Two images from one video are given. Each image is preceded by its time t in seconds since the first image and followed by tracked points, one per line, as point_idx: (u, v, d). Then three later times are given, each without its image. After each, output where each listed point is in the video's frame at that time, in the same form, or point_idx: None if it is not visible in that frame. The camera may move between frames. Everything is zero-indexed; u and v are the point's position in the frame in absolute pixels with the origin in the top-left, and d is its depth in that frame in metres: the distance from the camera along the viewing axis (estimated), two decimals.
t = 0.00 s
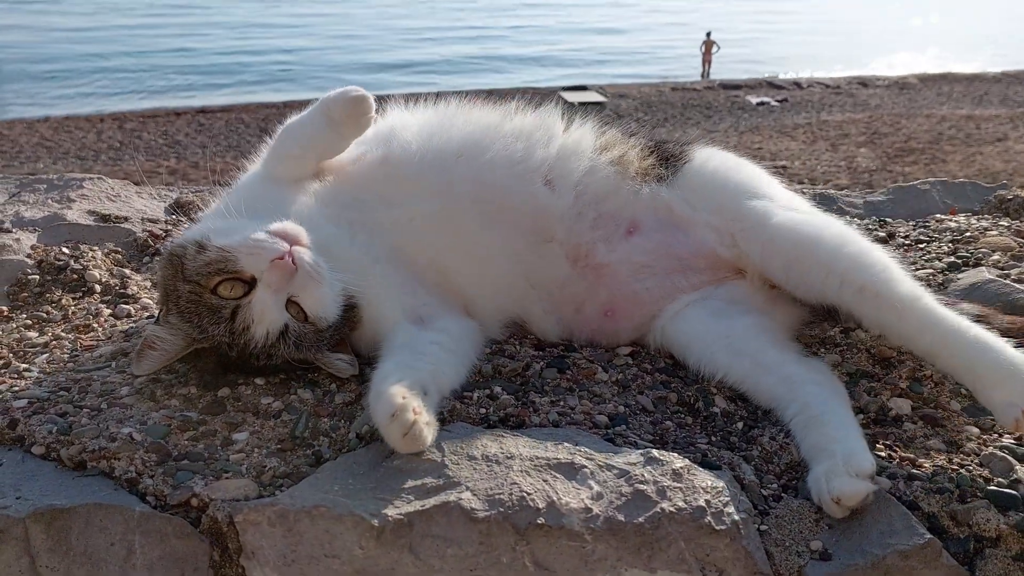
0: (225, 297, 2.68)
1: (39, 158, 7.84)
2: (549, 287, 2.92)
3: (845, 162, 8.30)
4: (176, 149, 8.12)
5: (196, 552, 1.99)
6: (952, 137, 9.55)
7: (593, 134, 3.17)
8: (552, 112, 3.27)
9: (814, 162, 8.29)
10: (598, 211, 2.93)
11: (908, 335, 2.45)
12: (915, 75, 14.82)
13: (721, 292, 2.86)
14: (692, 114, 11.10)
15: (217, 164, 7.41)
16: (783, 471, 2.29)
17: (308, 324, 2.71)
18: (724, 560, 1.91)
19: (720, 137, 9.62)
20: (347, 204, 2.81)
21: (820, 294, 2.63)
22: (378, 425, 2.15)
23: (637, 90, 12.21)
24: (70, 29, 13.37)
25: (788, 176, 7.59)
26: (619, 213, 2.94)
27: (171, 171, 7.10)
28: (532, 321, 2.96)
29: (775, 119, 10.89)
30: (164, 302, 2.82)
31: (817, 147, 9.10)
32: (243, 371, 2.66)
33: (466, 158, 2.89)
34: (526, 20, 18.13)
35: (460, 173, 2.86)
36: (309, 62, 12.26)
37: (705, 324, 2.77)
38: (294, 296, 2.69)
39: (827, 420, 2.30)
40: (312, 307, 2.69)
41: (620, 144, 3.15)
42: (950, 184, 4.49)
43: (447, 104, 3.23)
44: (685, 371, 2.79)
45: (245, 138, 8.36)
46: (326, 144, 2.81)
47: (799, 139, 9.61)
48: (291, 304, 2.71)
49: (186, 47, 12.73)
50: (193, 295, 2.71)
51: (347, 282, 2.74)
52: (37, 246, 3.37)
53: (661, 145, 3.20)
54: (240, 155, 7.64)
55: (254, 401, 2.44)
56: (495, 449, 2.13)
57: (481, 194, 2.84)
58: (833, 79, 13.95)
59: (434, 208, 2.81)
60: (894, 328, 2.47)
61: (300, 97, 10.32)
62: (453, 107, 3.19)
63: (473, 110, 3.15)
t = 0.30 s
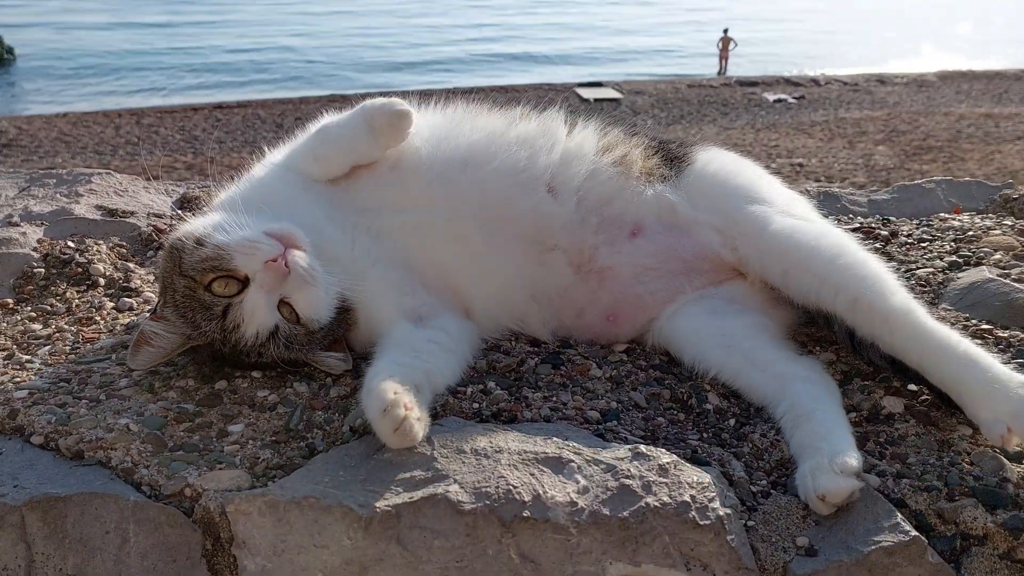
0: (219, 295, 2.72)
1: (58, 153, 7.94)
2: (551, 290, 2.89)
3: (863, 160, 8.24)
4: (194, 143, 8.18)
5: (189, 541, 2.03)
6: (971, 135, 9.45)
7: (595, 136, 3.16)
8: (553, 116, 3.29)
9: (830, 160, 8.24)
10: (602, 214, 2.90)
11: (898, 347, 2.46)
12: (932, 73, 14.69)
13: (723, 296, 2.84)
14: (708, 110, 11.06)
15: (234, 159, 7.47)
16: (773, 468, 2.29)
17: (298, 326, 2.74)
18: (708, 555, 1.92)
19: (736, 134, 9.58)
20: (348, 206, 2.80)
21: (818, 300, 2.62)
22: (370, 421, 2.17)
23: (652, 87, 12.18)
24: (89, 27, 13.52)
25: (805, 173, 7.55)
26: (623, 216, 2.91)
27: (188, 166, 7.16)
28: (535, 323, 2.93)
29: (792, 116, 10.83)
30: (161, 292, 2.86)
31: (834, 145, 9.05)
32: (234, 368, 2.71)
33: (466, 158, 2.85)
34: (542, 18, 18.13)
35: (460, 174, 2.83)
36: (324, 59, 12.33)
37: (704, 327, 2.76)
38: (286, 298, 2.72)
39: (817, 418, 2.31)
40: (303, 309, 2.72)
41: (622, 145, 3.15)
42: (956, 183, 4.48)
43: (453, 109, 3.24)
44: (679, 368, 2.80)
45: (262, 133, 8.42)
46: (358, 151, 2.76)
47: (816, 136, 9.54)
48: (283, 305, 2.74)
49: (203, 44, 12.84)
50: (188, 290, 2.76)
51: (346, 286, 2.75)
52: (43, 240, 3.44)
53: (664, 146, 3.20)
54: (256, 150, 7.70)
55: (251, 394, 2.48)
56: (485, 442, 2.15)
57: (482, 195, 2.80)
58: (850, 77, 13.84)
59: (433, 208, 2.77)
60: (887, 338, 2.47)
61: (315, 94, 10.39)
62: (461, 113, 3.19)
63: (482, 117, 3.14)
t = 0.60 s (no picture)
0: (212, 289, 2.74)
1: (77, 149, 8.03)
2: (553, 290, 2.86)
3: (880, 158, 8.18)
4: (210, 140, 8.24)
5: (184, 529, 2.07)
6: (990, 132, 9.36)
7: (597, 137, 3.14)
8: (556, 120, 3.27)
9: (847, 157, 8.19)
10: (608, 214, 2.86)
11: (885, 354, 2.48)
12: (949, 70, 14.56)
13: (726, 297, 2.80)
14: (724, 107, 11.02)
15: (251, 154, 7.52)
16: (766, 463, 2.29)
17: (291, 320, 2.75)
18: (697, 548, 1.93)
19: (752, 132, 9.54)
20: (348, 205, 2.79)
21: (811, 305, 2.63)
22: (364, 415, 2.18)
23: (668, 84, 12.15)
24: (108, 25, 13.67)
25: (822, 171, 7.52)
26: (628, 217, 2.87)
27: (205, 161, 7.23)
28: (536, 324, 2.91)
29: (808, 113, 10.77)
30: (162, 285, 2.91)
31: (851, 142, 8.99)
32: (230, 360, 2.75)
33: (468, 158, 2.83)
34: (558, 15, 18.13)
35: (462, 173, 2.80)
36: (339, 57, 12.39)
37: (704, 326, 2.73)
38: (279, 293, 2.73)
39: (809, 413, 2.32)
40: (295, 304, 2.73)
41: (623, 144, 3.11)
42: (964, 180, 4.45)
43: (457, 111, 3.23)
44: (676, 363, 2.80)
45: (278, 129, 8.47)
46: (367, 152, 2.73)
47: (833, 134, 9.48)
48: (277, 301, 2.75)
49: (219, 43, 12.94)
50: (183, 283, 2.79)
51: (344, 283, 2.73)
52: (51, 233, 3.50)
53: (666, 144, 3.19)
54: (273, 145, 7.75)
55: (249, 385, 2.52)
56: (478, 435, 2.17)
57: (484, 195, 2.77)
58: (867, 74, 13.74)
59: (434, 207, 2.75)
60: (875, 345, 2.49)
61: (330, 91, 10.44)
62: (466, 114, 3.17)
63: (488, 120, 3.12)
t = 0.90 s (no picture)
0: (214, 274, 2.75)
1: (91, 147, 8.08)
2: (552, 288, 2.84)
3: (895, 155, 8.11)
4: (223, 137, 8.27)
5: (176, 522, 2.08)
6: (1007, 129, 9.26)
7: (596, 135, 3.13)
8: (555, 118, 3.27)
9: (862, 155, 8.13)
10: (606, 214, 2.84)
11: (879, 353, 2.47)
12: (964, 66, 14.42)
13: (726, 295, 2.78)
14: (737, 104, 10.96)
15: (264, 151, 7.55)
16: (760, 459, 2.28)
17: (282, 317, 2.76)
18: (686, 544, 1.92)
19: (766, 129, 9.47)
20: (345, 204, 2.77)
21: (806, 304, 2.62)
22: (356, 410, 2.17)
23: (681, 82, 12.10)
24: (122, 25, 13.77)
25: (836, 168, 7.46)
26: (626, 215, 2.85)
27: (218, 159, 7.25)
28: (534, 322, 2.89)
29: (823, 110, 10.70)
30: (165, 254, 2.92)
31: (865, 139, 8.92)
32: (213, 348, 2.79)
33: (466, 155, 2.80)
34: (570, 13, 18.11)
35: (459, 170, 2.77)
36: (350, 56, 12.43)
37: (702, 324, 2.71)
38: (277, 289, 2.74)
39: (804, 410, 2.30)
40: (291, 303, 2.73)
41: (621, 142, 3.11)
42: (970, 176, 4.42)
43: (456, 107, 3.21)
44: (673, 359, 2.79)
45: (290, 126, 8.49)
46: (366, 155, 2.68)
47: (847, 131, 9.41)
48: (273, 295, 2.76)
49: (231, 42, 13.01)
50: (186, 263, 2.80)
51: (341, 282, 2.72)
52: (52, 228, 3.55)
53: (664, 140, 3.17)
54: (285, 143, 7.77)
55: (243, 379, 2.53)
56: (468, 430, 2.16)
57: (481, 192, 2.74)
58: (881, 71, 13.62)
59: (431, 207, 2.72)
60: (870, 343, 2.49)
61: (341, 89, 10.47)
62: (466, 112, 3.15)
63: (488, 118, 3.11)
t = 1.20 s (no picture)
0: (202, 258, 2.77)
1: (98, 143, 8.11)
2: (546, 286, 2.83)
3: (902, 153, 8.07)
4: (228, 134, 8.28)
5: (167, 515, 2.10)
6: (1014, 127, 9.21)
7: (591, 134, 3.12)
8: (549, 116, 3.26)
9: (868, 152, 8.10)
10: (601, 212, 2.83)
11: (872, 352, 2.48)
12: (972, 63, 14.35)
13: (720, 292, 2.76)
14: (743, 101, 10.92)
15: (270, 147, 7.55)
16: (751, 455, 2.28)
17: (265, 309, 2.78)
18: (674, 539, 1.92)
19: (772, 127, 9.44)
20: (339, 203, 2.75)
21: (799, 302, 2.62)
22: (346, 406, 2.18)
23: (687, 79, 12.07)
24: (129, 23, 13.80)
25: (843, 165, 7.43)
26: (621, 213, 2.83)
27: (224, 155, 7.27)
28: (526, 318, 2.88)
29: (829, 108, 10.66)
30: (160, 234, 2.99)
31: (872, 137, 8.88)
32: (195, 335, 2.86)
33: (461, 153, 2.78)
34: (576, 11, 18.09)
35: (454, 168, 2.75)
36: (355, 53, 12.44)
37: (695, 321, 2.70)
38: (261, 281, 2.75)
39: (795, 407, 2.30)
40: (275, 296, 2.74)
41: (615, 140, 3.10)
42: (970, 173, 4.41)
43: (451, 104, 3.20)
44: (666, 355, 2.79)
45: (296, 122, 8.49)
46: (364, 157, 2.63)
47: (853, 128, 9.37)
48: (258, 287, 2.77)
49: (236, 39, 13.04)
50: (176, 245, 2.83)
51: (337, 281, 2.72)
52: (49, 223, 3.61)
53: (659, 137, 3.17)
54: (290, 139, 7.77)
55: (236, 374, 2.54)
56: (458, 425, 2.16)
57: (476, 190, 2.72)
58: (888, 67, 13.56)
59: (427, 206, 2.70)
60: (862, 342, 2.49)
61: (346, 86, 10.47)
62: (461, 110, 3.14)
63: (483, 116, 3.09)
